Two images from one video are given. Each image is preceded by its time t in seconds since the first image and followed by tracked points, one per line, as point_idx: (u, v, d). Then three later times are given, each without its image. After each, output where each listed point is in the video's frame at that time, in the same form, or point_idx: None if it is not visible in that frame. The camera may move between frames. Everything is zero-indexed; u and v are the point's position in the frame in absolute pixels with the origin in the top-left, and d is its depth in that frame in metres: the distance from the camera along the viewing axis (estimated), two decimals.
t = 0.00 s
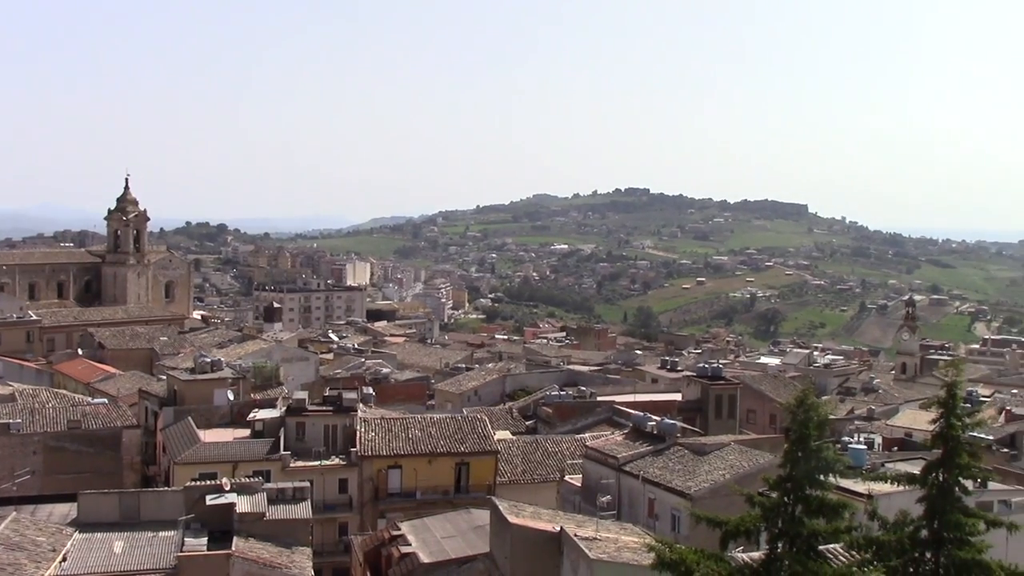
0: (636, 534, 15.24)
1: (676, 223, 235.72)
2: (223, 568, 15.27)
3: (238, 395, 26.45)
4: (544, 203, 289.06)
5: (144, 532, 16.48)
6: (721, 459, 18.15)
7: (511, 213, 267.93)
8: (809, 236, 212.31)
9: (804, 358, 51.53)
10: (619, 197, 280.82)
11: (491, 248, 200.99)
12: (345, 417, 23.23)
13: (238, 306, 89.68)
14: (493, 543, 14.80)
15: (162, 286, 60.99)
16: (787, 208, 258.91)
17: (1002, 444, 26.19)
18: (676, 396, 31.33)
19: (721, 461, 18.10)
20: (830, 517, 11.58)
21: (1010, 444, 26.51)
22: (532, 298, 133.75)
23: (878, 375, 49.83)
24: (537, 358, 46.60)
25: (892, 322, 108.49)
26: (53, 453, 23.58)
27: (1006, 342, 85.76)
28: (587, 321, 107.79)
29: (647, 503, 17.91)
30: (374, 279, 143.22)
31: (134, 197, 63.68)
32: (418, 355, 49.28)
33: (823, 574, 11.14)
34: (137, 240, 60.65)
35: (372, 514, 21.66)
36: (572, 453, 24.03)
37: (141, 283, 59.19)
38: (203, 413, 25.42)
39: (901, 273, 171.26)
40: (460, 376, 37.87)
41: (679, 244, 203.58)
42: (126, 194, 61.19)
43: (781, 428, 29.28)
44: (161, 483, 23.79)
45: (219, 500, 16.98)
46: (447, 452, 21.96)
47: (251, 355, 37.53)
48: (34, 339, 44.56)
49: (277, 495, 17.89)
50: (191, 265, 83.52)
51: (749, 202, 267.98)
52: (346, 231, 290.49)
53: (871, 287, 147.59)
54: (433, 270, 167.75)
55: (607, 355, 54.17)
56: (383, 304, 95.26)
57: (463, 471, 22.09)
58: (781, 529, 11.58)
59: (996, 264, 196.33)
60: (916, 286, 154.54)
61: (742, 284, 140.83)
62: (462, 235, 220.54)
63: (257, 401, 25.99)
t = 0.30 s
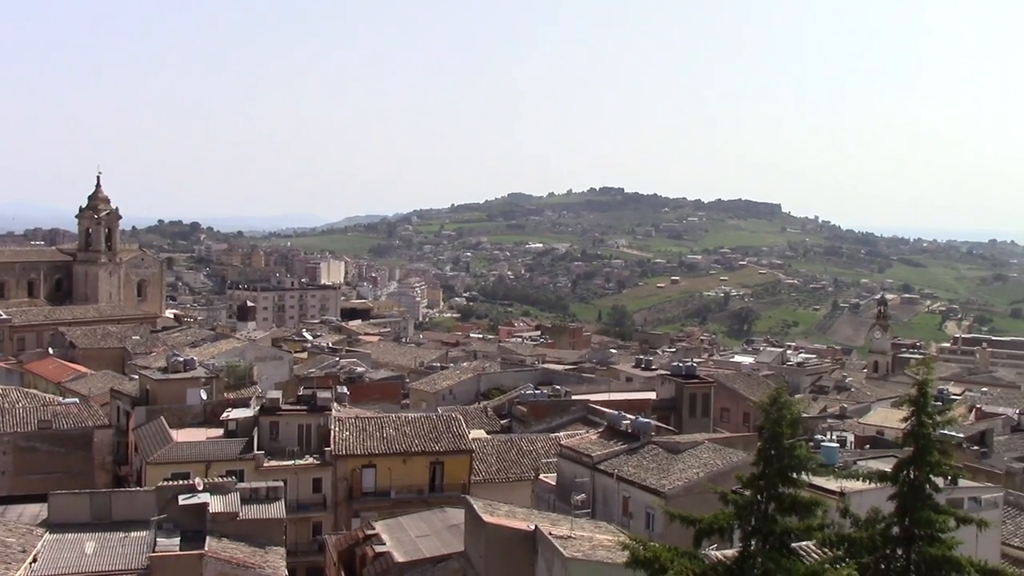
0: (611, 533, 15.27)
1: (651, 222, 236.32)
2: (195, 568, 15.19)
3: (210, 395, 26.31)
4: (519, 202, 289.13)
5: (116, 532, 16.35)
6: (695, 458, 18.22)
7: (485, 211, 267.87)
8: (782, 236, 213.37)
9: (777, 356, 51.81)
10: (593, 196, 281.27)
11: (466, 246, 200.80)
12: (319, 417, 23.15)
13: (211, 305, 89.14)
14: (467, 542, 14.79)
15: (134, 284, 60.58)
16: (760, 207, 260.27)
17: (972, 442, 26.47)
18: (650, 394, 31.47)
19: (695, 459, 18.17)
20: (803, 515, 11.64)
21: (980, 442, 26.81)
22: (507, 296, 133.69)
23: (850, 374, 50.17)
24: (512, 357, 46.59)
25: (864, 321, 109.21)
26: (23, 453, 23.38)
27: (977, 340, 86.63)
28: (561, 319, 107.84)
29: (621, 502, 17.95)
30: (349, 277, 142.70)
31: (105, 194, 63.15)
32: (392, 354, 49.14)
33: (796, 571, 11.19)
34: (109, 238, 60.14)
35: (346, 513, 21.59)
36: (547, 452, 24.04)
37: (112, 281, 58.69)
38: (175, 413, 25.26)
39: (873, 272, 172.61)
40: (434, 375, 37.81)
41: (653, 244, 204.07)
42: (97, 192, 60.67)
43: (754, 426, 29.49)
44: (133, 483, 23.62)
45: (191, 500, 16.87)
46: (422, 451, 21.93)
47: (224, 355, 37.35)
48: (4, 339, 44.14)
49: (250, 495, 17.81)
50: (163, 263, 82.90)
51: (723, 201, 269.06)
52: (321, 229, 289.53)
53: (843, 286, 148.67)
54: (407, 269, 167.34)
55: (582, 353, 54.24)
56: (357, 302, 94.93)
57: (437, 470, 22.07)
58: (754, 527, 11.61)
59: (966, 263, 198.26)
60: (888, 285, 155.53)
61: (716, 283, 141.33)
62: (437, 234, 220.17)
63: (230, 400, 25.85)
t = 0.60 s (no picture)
0: (586, 532, 15.29)
1: (627, 222, 236.74)
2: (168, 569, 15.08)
3: (184, 394, 26.15)
4: (495, 201, 288.97)
5: (88, 533, 16.21)
6: (670, 456, 18.28)
7: (461, 210, 267.40)
8: (757, 236, 214.23)
9: (751, 356, 52.00)
10: (569, 195, 281.48)
11: (441, 245, 200.46)
12: (293, 415, 23.05)
13: (185, 304, 88.47)
14: (443, 541, 14.76)
15: (106, 282, 60.17)
16: (735, 207, 261.15)
17: (944, 440, 26.72)
18: (625, 392, 31.56)
19: (669, 458, 18.23)
20: (777, 513, 11.69)
21: (951, 441, 27.06)
22: (483, 295, 133.55)
23: (823, 373, 50.53)
24: (487, 356, 46.56)
25: (838, 321, 109.81)
26: None
27: (948, 339, 87.34)
28: (537, 318, 107.85)
29: (596, 501, 17.97)
30: (324, 276, 142.17)
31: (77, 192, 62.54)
32: (367, 353, 49.00)
33: (769, 570, 11.23)
34: (81, 236, 59.61)
35: (321, 512, 21.51)
36: (522, 451, 24.05)
37: (85, 279, 58.20)
38: (148, 412, 25.10)
39: (847, 272, 173.80)
40: (410, 374, 37.76)
41: (629, 243, 204.42)
42: (69, 189, 60.08)
43: (728, 425, 29.64)
44: (105, 483, 23.45)
45: (164, 500, 16.75)
46: (397, 451, 21.88)
47: (197, 354, 37.16)
48: None
49: (224, 495, 17.71)
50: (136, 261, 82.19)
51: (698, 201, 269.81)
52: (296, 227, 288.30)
53: (817, 286, 149.47)
54: (382, 268, 166.85)
55: (557, 353, 54.25)
56: (332, 301, 94.55)
57: (412, 469, 22.02)
58: (728, 526, 11.65)
59: (938, 264, 199.82)
60: (861, 285, 156.35)
61: (691, 283, 141.69)
62: (412, 232, 219.67)
63: (204, 399, 25.74)
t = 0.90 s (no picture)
0: (562, 530, 15.31)
1: (604, 221, 237.10)
2: (142, 568, 14.95)
3: (159, 393, 26.02)
4: (472, 200, 288.74)
5: (61, 533, 16.07)
6: (647, 455, 18.34)
7: (438, 209, 266.94)
8: (733, 236, 214.98)
9: (727, 355, 52.17)
10: (547, 195, 281.56)
11: (418, 244, 200.12)
12: (269, 414, 22.95)
13: (160, 302, 87.94)
14: (419, 540, 14.73)
15: (80, 280, 59.78)
16: (712, 207, 261.92)
17: (917, 439, 26.89)
18: (602, 391, 31.63)
19: (646, 457, 18.29)
20: (752, 512, 11.75)
21: (924, 439, 27.25)
22: (460, 294, 133.42)
23: (799, 372, 50.77)
24: (464, 355, 46.57)
25: (812, 321, 110.39)
26: None
27: (922, 339, 87.97)
28: (514, 317, 107.89)
29: (573, 499, 17.98)
30: (300, 274, 141.60)
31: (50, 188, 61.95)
32: (343, 351, 48.88)
33: (744, 569, 11.25)
34: (54, 234, 59.04)
35: (297, 511, 21.43)
36: (498, 450, 24.05)
37: (58, 278, 57.73)
38: (122, 411, 24.95)
39: (822, 272, 174.80)
40: (386, 373, 37.71)
41: (606, 242, 204.73)
42: (42, 186, 59.45)
43: (704, 424, 29.76)
44: (77, 483, 23.28)
45: (138, 500, 16.65)
46: (373, 449, 21.83)
47: (172, 352, 36.95)
48: None
49: (199, 494, 17.62)
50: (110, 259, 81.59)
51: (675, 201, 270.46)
52: (272, 226, 287.11)
53: (793, 286, 150.13)
54: (359, 266, 166.36)
55: (533, 352, 54.36)
56: (308, 300, 94.20)
57: (389, 468, 21.98)
58: (704, 523, 11.68)
59: (912, 264, 201.27)
60: (836, 285, 157.12)
61: (668, 283, 142.00)
62: (389, 231, 219.20)
63: (179, 398, 25.64)
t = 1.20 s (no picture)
0: (540, 530, 15.31)
1: (582, 221, 237.41)
2: (117, 568, 14.85)
3: (134, 392, 25.87)
4: (451, 198, 288.53)
5: (34, 533, 15.91)
6: (624, 454, 18.39)
7: (416, 208, 266.58)
8: (711, 236, 215.66)
9: (704, 355, 52.33)
10: (525, 194, 281.73)
11: (396, 243, 199.70)
12: (245, 413, 22.83)
13: (135, 300, 87.39)
14: (396, 540, 14.70)
15: (55, 279, 59.36)
16: (689, 207, 262.64)
17: (893, 438, 27.06)
18: (579, 391, 31.68)
19: (623, 456, 18.34)
20: (728, 510, 11.80)
21: (899, 438, 27.47)
22: (438, 293, 133.30)
23: (775, 372, 50.95)
24: (441, 355, 46.53)
25: (789, 321, 110.88)
26: None
27: (896, 338, 88.62)
28: (491, 317, 107.84)
29: (550, 499, 18.00)
30: (277, 273, 141.05)
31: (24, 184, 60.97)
32: (320, 350, 48.76)
33: (720, 568, 11.29)
34: (29, 232, 58.21)
35: (273, 511, 21.36)
36: (476, 449, 24.05)
37: (32, 276, 57.22)
38: (97, 410, 24.78)
39: (798, 272, 175.76)
40: (364, 372, 37.64)
41: (583, 242, 204.98)
42: (16, 183, 58.47)
43: (681, 424, 29.86)
44: (51, 483, 23.10)
45: (112, 499, 16.54)
46: (350, 449, 21.79)
47: (147, 351, 36.79)
48: None
49: (174, 494, 17.52)
50: (84, 257, 80.99)
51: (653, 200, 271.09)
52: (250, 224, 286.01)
53: (769, 286, 150.75)
54: (337, 265, 165.97)
55: (511, 351, 54.39)
56: (285, 298, 93.85)
57: (366, 468, 21.95)
58: (681, 523, 11.71)
59: (887, 264, 202.63)
60: (813, 285, 157.88)
61: (645, 282, 142.31)
62: (367, 229, 218.75)
63: (155, 398, 25.50)
